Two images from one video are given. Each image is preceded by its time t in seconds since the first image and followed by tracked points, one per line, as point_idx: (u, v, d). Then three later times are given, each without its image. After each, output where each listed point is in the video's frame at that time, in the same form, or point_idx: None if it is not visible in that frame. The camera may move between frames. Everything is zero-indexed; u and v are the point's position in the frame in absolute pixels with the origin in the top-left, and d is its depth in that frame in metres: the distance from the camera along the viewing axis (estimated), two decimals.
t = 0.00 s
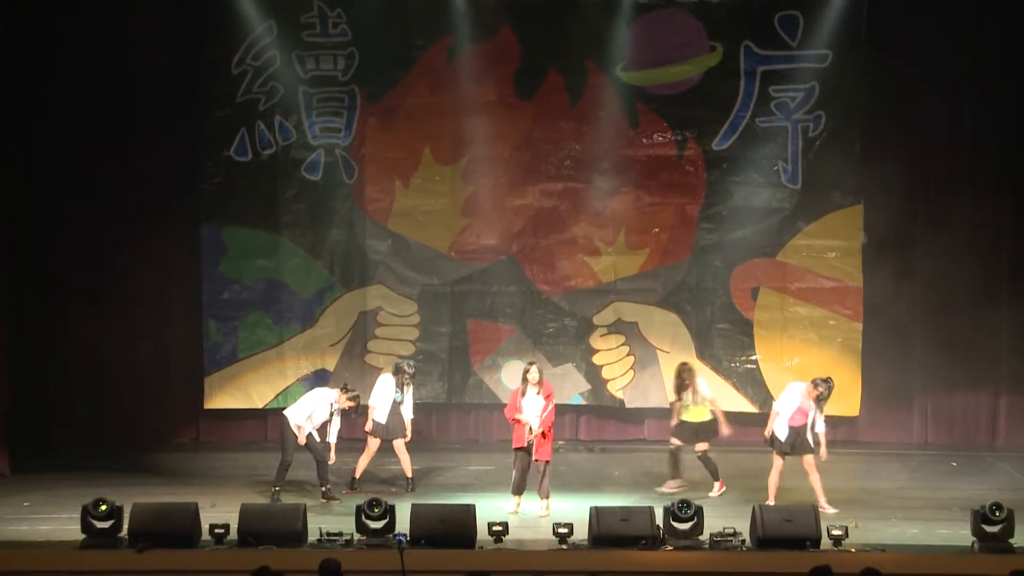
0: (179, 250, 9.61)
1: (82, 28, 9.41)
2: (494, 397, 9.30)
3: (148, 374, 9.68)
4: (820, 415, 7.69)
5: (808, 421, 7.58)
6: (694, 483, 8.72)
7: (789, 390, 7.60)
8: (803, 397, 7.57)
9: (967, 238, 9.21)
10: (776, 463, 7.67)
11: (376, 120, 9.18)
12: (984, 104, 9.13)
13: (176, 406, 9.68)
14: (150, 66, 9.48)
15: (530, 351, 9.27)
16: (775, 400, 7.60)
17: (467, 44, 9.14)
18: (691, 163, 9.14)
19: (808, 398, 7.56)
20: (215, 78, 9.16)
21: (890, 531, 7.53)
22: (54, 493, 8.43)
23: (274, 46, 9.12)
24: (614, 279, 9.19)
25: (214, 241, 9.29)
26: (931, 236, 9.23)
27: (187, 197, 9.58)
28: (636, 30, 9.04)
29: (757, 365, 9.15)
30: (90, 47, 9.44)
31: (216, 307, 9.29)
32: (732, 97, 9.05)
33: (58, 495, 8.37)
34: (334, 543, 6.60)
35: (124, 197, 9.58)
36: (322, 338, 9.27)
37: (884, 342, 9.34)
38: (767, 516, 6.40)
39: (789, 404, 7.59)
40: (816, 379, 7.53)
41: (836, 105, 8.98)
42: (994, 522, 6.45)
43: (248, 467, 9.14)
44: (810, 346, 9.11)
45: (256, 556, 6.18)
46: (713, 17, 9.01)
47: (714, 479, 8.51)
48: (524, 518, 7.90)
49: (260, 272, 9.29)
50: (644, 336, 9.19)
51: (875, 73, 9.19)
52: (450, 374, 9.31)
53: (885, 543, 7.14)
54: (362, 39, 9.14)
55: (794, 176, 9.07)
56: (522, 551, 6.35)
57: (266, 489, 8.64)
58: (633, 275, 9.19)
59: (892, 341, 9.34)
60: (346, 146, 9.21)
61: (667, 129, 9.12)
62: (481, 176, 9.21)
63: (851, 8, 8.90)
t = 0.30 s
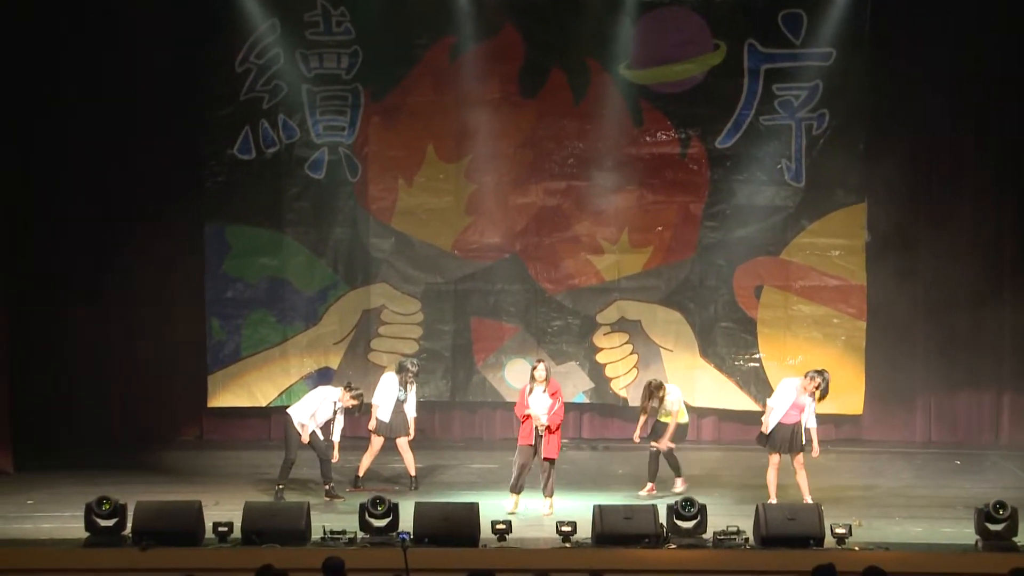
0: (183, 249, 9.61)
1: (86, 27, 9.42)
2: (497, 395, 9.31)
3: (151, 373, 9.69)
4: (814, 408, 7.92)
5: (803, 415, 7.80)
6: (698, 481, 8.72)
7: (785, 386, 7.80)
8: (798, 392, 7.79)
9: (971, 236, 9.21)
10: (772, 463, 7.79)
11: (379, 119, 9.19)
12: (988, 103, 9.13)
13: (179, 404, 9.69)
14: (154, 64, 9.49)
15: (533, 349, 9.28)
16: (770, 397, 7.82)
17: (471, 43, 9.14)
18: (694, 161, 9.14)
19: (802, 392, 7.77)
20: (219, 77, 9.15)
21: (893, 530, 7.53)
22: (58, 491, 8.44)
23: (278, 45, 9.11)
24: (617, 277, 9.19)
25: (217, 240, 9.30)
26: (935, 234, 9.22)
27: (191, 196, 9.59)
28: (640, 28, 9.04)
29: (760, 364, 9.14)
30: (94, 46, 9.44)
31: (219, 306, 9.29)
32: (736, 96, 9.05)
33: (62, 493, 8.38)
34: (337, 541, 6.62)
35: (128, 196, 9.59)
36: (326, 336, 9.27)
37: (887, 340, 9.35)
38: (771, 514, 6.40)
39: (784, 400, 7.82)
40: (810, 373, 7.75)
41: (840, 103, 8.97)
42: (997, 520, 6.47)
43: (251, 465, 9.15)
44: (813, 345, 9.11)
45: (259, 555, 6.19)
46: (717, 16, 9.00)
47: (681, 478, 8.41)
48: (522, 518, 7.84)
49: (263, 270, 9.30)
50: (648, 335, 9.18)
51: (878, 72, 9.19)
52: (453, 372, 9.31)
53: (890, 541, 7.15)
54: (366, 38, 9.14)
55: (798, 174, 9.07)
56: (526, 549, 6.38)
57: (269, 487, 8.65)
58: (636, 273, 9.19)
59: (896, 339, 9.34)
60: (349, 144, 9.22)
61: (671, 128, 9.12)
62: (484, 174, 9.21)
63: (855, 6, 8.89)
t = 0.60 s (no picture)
0: (186, 247, 9.61)
1: (89, 25, 9.42)
2: (501, 393, 9.31)
3: (154, 370, 9.69)
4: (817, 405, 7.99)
5: (808, 413, 7.94)
6: (701, 479, 8.72)
7: (787, 383, 7.91)
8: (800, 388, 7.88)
9: (974, 234, 9.21)
10: (777, 462, 7.91)
11: (383, 117, 9.19)
12: (991, 101, 9.13)
13: (183, 402, 9.69)
14: (157, 63, 9.50)
15: (537, 347, 9.27)
16: (774, 396, 7.91)
17: (475, 41, 9.14)
18: (698, 159, 9.14)
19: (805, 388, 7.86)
20: (222, 75, 9.17)
21: (896, 528, 7.53)
22: (62, 489, 8.45)
23: (281, 43, 9.13)
24: (621, 275, 9.19)
25: (221, 238, 9.30)
26: (938, 232, 9.22)
27: (194, 194, 9.59)
28: (643, 26, 9.04)
29: (764, 362, 9.14)
30: (97, 44, 9.45)
31: (222, 303, 9.29)
32: (739, 93, 9.05)
33: (66, 490, 8.39)
34: (342, 539, 6.64)
35: (131, 194, 9.60)
36: (330, 334, 9.28)
37: (890, 338, 9.34)
38: (774, 512, 6.41)
39: (789, 399, 7.89)
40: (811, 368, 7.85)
41: (844, 101, 8.97)
42: (1001, 518, 6.46)
43: (255, 462, 9.15)
44: (816, 343, 9.10)
45: (263, 553, 6.19)
46: (720, 13, 9.00)
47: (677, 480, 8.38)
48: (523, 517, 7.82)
49: (267, 268, 9.30)
50: (651, 333, 9.18)
51: (882, 70, 9.18)
52: (457, 370, 9.31)
53: (893, 539, 7.15)
54: (369, 36, 9.14)
55: (801, 172, 9.07)
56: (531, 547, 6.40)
57: (273, 485, 8.66)
58: (639, 271, 9.19)
59: (900, 337, 9.34)
60: (353, 142, 9.23)
61: (674, 125, 9.12)
62: (488, 172, 9.22)
63: (859, 4, 8.89)
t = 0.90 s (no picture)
0: (179, 243, 9.35)
1: (78, 14, 9.20)
2: (502, 392, 9.02)
3: (145, 370, 9.41)
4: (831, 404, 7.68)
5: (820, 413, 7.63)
6: (709, 482, 8.44)
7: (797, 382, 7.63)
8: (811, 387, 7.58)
9: (990, 230, 8.94)
10: (787, 463, 7.62)
11: (381, 108, 8.92)
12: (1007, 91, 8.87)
13: (175, 402, 9.41)
14: (148, 54, 9.24)
15: (540, 345, 9.00)
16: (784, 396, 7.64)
17: (475, 30, 8.89)
18: (705, 151, 8.87)
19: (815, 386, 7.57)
20: (216, 65, 8.92)
21: (911, 532, 7.25)
22: (49, 491, 8.16)
23: (276, 31, 8.86)
24: (626, 271, 8.92)
25: (214, 233, 9.02)
26: (953, 227, 8.95)
27: (187, 188, 9.32)
28: (649, 14, 8.78)
29: (774, 361, 8.86)
30: (87, 34, 9.22)
31: (215, 300, 9.02)
32: (748, 84, 8.78)
33: (54, 493, 8.10)
34: (338, 543, 6.35)
35: (123, 189, 9.33)
36: (326, 332, 9.00)
37: (904, 336, 9.07)
38: (784, 515, 6.11)
39: (799, 398, 7.61)
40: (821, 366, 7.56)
41: (855, 91, 8.71)
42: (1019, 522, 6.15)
43: (249, 464, 8.87)
44: (828, 341, 8.82)
45: (256, 557, 5.88)
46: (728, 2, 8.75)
47: (683, 483, 8.12)
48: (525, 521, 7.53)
49: (261, 264, 9.03)
50: (657, 331, 8.90)
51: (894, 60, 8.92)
52: (457, 369, 9.03)
53: (908, 544, 6.87)
54: (366, 25, 8.89)
55: (812, 165, 8.79)
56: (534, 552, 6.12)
57: (267, 487, 8.39)
58: (645, 267, 8.91)
59: (914, 335, 9.06)
60: (350, 134, 8.96)
61: (680, 117, 8.85)
62: (489, 165, 8.95)
63: None
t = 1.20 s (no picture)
0: (164, 236, 8.96)
1: None
2: (501, 392, 8.63)
3: (129, 368, 9.02)
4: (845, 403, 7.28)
5: (834, 413, 7.21)
6: (717, 485, 8.05)
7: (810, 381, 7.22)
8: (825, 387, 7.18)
9: (1008, 223, 8.58)
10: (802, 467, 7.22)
11: (374, 94, 8.53)
12: None
13: (160, 402, 9.02)
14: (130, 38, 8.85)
15: (540, 342, 8.60)
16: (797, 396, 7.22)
17: (473, 13, 8.51)
18: (714, 140, 8.48)
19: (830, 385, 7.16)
20: (202, 50, 8.56)
21: (929, 537, 6.86)
22: (24, 495, 7.77)
23: (265, 14, 8.52)
24: (631, 265, 8.53)
25: (200, 225, 8.63)
26: (972, 219, 8.57)
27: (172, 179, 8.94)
28: None
29: (786, 359, 8.47)
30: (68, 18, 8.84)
31: (201, 295, 8.62)
32: (758, 69, 8.41)
33: (31, 497, 7.71)
34: (329, 549, 5.94)
35: (107, 180, 8.96)
36: (317, 329, 8.58)
37: (921, 333, 8.68)
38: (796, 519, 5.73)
39: (813, 398, 7.20)
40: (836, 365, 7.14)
41: (870, 77, 8.33)
42: None
43: (236, 467, 8.46)
44: (842, 338, 8.43)
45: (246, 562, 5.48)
46: None
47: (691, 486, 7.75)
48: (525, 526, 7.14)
49: (249, 257, 8.62)
50: (664, 327, 8.51)
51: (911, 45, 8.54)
52: (454, 367, 8.64)
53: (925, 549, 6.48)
54: (359, 7, 8.52)
55: (826, 154, 8.41)
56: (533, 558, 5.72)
57: (255, 491, 7.98)
58: (650, 261, 8.52)
59: (930, 332, 8.68)
60: (342, 122, 8.56)
61: (687, 104, 8.46)
62: (487, 154, 8.55)
63: None
